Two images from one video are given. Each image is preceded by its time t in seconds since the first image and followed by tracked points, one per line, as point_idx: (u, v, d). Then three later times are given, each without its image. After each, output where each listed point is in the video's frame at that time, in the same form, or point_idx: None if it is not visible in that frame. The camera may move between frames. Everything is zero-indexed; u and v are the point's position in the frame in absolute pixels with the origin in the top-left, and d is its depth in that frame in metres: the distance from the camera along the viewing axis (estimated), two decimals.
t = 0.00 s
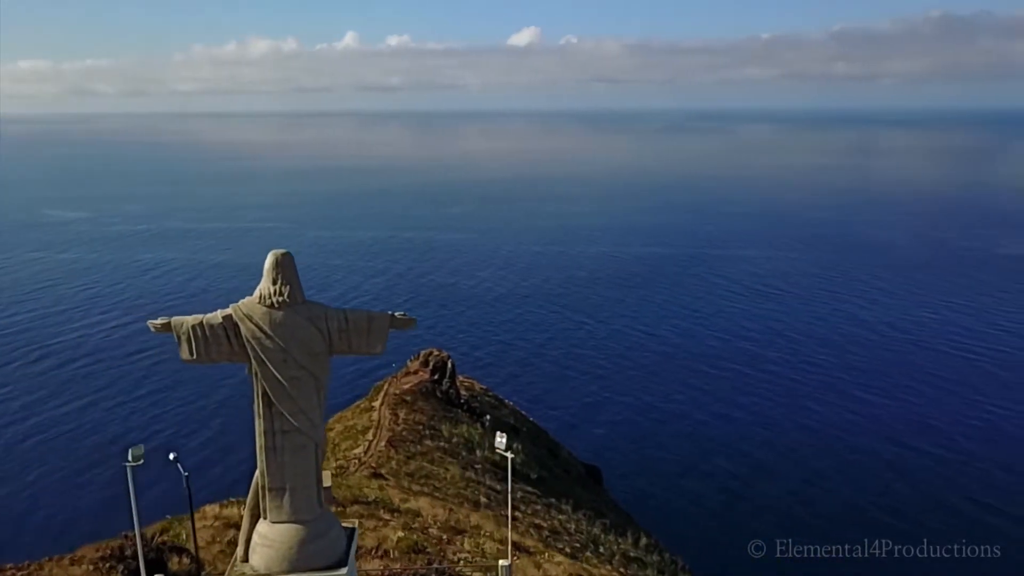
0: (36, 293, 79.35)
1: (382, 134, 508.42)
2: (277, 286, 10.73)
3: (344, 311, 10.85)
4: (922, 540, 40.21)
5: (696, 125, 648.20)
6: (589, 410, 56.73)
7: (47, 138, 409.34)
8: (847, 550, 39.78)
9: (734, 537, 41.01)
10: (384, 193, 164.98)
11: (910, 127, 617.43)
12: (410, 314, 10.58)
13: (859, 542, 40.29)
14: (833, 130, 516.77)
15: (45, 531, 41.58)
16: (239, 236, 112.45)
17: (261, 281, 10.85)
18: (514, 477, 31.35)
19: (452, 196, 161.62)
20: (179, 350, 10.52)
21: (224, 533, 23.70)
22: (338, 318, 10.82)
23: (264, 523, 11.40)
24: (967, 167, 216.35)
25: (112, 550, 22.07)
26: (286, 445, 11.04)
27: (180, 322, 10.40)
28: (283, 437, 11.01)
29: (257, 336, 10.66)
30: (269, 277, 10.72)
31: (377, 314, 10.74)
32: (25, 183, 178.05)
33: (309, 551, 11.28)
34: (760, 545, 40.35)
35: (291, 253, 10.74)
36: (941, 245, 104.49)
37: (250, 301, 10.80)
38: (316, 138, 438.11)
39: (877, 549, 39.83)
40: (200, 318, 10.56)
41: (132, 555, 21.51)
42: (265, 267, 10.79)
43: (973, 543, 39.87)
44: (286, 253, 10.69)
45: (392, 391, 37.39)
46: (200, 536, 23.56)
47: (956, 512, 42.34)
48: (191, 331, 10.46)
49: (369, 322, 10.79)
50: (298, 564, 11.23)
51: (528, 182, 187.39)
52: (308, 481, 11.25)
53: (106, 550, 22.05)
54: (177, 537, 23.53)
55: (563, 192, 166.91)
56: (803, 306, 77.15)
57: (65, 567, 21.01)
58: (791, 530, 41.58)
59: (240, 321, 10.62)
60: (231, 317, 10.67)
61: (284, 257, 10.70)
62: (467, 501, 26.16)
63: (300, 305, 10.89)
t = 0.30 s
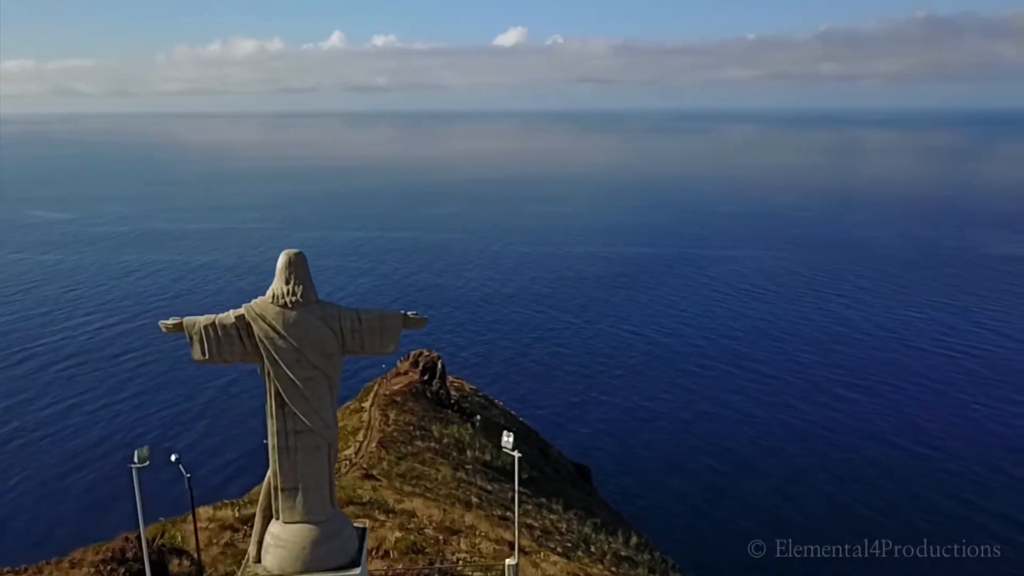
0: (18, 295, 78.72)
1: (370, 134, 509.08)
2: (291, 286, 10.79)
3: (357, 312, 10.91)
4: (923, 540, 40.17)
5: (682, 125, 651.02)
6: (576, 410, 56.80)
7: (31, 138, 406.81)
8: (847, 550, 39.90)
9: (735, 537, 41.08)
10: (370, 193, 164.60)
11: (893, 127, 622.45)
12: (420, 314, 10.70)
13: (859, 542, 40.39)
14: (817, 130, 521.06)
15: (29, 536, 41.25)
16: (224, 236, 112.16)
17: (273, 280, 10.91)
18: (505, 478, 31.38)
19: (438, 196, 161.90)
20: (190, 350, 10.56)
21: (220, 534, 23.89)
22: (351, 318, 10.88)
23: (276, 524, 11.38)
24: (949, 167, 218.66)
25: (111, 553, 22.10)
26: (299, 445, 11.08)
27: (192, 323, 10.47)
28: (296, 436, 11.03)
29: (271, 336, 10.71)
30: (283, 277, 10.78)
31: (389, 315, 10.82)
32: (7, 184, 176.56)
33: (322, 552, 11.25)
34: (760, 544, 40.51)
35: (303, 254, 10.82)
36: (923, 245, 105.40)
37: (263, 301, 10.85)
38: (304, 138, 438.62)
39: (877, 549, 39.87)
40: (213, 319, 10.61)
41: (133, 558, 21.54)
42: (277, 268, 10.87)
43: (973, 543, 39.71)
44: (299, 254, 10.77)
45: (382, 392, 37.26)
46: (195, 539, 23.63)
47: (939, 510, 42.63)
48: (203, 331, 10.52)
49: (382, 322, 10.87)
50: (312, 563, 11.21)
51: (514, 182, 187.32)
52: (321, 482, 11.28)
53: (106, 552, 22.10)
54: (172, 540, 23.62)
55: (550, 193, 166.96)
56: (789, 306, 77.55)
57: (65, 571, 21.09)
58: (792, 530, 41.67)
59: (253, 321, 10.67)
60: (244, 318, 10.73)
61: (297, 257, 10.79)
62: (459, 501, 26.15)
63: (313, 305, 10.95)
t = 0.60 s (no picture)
0: None
1: (357, 134, 508.76)
2: (304, 286, 11.58)
3: (370, 311, 11.72)
4: (923, 540, 40.06)
5: (668, 125, 652.88)
6: (561, 410, 56.87)
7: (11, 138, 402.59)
8: (847, 551, 39.81)
9: (734, 537, 40.99)
10: (355, 194, 163.79)
11: (877, 127, 626.97)
12: (436, 313, 11.51)
13: (860, 542, 40.24)
14: (802, 130, 524.13)
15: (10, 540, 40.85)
16: (208, 237, 111.54)
17: (286, 280, 11.69)
18: (496, 478, 31.39)
19: (424, 196, 161.60)
20: (205, 351, 11.33)
21: (215, 535, 23.92)
22: (364, 317, 11.69)
23: (289, 524, 12.17)
24: (931, 166, 220.51)
25: (114, 557, 22.55)
26: (313, 445, 11.85)
27: (204, 323, 11.22)
28: (310, 436, 11.81)
29: (285, 335, 11.49)
30: (295, 276, 11.56)
31: (401, 314, 11.59)
32: None
33: (336, 552, 12.05)
34: (760, 545, 40.40)
35: (315, 253, 11.62)
36: (906, 244, 106.20)
37: (276, 301, 11.63)
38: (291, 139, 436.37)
39: (877, 549, 39.73)
40: (225, 319, 11.38)
41: (136, 560, 22.45)
42: (290, 268, 11.66)
43: (972, 543, 39.63)
44: (312, 253, 11.58)
45: (372, 393, 37.15)
46: (191, 543, 23.62)
47: (921, 506, 42.99)
48: (218, 332, 11.29)
49: (394, 322, 11.65)
50: (326, 563, 11.99)
51: (500, 182, 186.79)
52: (334, 482, 12.04)
53: (109, 555, 22.61)
54: (168, 543, 23.71)
55: (535, 193, 166.64)
56: (773, 305, 77.91)
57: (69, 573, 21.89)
58: (793, 530, 41.58)
59: (266, 321, 11.45)
60: (257, 318, 11.50)
61: (309, 257, 11.60)
62: (450, 501, 26.08)
63: (326, 304, 11.74)
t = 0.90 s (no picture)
0: None
1: (341, 134, 507.53)
2: (317, 285, 11.59)
3: (383, 311, 11.79)
4: (922, 540, 40.12)
5: (653, 125, 655.43)
6: (547, 410, 56.85)
7: None
8: (847, 550, 39.77)
9: (734, 537, 40.86)
10: (338, 194, 163.19)
11: (859, 127, 631.99)
12: (448, 312, 11.56)
13: (859, 542, 40.24)
14: (786, 130, 528.08)
15: None
16: (193, 238, 110.96)
17: (298, 280, 11.70)
18: (485, 478, 31.38)
19: (409, 196, 161.50)
20: (215, 351, 11.30)
21: (210, 535, 24.01)
22: (378, 317, 11.77)
23: (301, 525, 12.18)
24: (913, 167, 222.83)
25: (112, 560, 22.27)
26: (326, 445, 11.86)
27: (215, 323, 11.21)
28: (322, 435, 11.82)
29: (298, 335, 11.51)
30: (308, 276, 11.59)
31: (414, 314, 11.71)
32: None
33: (349, 552, 12.08)
34: (760, 545, 40.29)
35: (328, 252, 11.63)
36: (889, 243, 107.03)
37: (288, 300, 11.63)
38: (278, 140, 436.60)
39: (877, 549, 39.73)
40: (236, 319, 11.38)
41: (134, 563, 22.14)
42: (303, 268, 11.67)
43: (972, 543, 39.69)
44: (325, 253, 11.60)
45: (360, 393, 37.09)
46: (185, 544, 23.58)
47: (906, 504, 43.21)
48: (228, 332, 11.28)
49: (408, 320, 11.76)
50: (338, 564, 12.03)
51: (484, 183, 186.71)
52: (346, 482, 12.06)
53: (107, 557, 22.38)
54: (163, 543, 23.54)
55: (520, 193, 166.66)
56: (757, 305, 78.25)
57: None
58: (792, 530, 41.57)
59: (278, 320, 11.46)
60: (269, 317, 11.50)
61: (322, 256, 11.60)
62: (440, 501, 26.04)
63: (339, 304, 11.76)
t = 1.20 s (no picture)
0: None
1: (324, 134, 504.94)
2: (330, 284, 12.84)
3: (395, 311, 13.07)
4: (922, 540, 40.09)
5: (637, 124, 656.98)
6: (532, 409, 56.95)
7: None
8: (847, 550, 39.67)
9: (734, 537, 40.79)
10: (322, 195, 162.24)
11: (842, 126, 636.04)
12: (459, 311, 12.85)
13: (859, 542, 40.16)
14: (770, 129, 530.90)
15: None
16: (176, 238, 110.22)
17: (312, 279, 12.90)
18: (475, 478, 31.35)
19: (394, 196, 161.05)
20: (230, 350, 12.44)
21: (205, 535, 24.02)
22: (389, 316, 13.05)
23: (315, 524, 13.51)
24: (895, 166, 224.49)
25: (115, 564, 22.21)
26: (339, 444, 13.14)
27: (229, 322, 12.29)
28: (336, 435, 13.12)
29: (311, 334, 12.72)
30: (322, 275, 12.81)
31: (426, 313, 13.00)
32: None
33: (361, 551, 13.43)
34: (760, 545, 40.24)
35: (340, 253, 12.83)
36: (871, 242, 107.78)
37: (303, 300, 12.85)
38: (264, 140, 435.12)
39: (878, 549, 39.62)
40: (251, 318, 12.50)
41: (135, 566, 22.27)
42: (316, 267, 12.86)
43: (973, 543, 39.61)
44: (338, 252, 12.78)
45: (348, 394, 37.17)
46: (182, 546, 23.50)
47: (887, 501, 43.64)
48: (243, 332, 12.41)
49: (419, 320, 13.07)
50: (353, 562, 13.37)
51: (469, 184, 186.20)
52: (359, 480, 13.40)
53: (108, 561, 22.31)
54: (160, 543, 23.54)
55: (505, 193, 166.36)
56: (740, 304, 78.67)
57: None
58: (791, 529, 41.53)
59: (293, 319, 12.64)
60: (283, 316, 12.69)
61: (335, 256, 12.80)
62: (429, 502, 25.97)
63: (351, 303, 13.01)
